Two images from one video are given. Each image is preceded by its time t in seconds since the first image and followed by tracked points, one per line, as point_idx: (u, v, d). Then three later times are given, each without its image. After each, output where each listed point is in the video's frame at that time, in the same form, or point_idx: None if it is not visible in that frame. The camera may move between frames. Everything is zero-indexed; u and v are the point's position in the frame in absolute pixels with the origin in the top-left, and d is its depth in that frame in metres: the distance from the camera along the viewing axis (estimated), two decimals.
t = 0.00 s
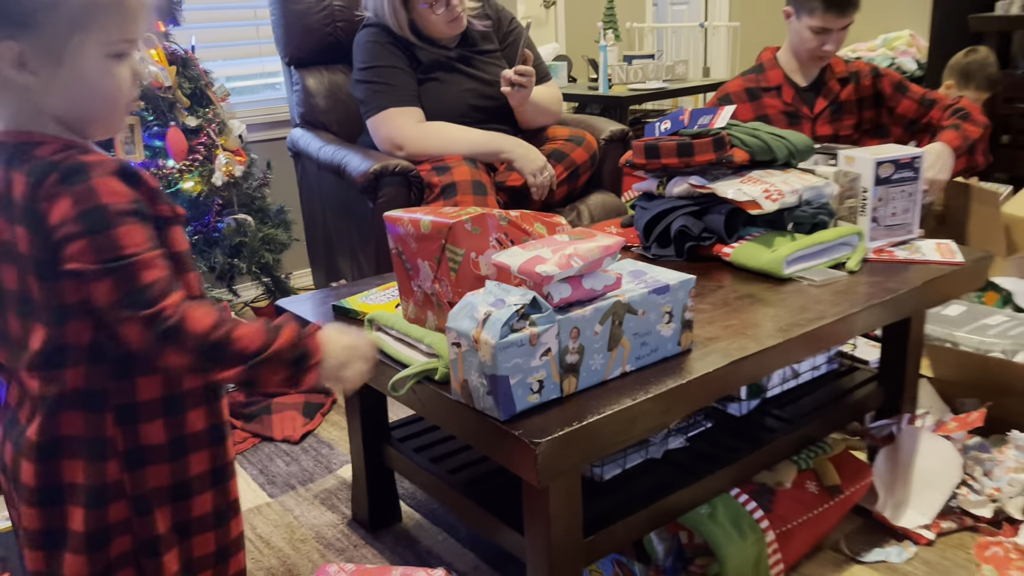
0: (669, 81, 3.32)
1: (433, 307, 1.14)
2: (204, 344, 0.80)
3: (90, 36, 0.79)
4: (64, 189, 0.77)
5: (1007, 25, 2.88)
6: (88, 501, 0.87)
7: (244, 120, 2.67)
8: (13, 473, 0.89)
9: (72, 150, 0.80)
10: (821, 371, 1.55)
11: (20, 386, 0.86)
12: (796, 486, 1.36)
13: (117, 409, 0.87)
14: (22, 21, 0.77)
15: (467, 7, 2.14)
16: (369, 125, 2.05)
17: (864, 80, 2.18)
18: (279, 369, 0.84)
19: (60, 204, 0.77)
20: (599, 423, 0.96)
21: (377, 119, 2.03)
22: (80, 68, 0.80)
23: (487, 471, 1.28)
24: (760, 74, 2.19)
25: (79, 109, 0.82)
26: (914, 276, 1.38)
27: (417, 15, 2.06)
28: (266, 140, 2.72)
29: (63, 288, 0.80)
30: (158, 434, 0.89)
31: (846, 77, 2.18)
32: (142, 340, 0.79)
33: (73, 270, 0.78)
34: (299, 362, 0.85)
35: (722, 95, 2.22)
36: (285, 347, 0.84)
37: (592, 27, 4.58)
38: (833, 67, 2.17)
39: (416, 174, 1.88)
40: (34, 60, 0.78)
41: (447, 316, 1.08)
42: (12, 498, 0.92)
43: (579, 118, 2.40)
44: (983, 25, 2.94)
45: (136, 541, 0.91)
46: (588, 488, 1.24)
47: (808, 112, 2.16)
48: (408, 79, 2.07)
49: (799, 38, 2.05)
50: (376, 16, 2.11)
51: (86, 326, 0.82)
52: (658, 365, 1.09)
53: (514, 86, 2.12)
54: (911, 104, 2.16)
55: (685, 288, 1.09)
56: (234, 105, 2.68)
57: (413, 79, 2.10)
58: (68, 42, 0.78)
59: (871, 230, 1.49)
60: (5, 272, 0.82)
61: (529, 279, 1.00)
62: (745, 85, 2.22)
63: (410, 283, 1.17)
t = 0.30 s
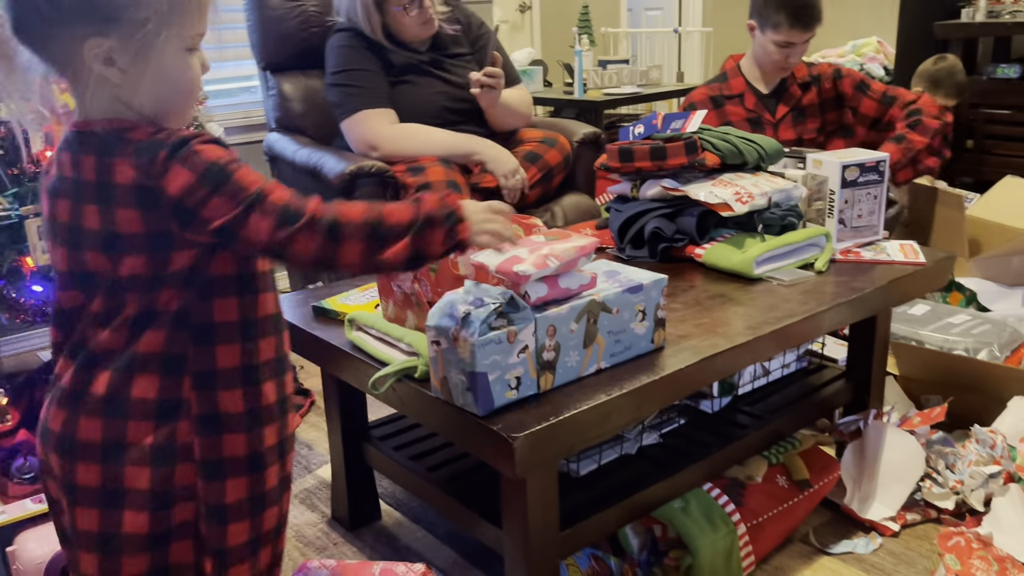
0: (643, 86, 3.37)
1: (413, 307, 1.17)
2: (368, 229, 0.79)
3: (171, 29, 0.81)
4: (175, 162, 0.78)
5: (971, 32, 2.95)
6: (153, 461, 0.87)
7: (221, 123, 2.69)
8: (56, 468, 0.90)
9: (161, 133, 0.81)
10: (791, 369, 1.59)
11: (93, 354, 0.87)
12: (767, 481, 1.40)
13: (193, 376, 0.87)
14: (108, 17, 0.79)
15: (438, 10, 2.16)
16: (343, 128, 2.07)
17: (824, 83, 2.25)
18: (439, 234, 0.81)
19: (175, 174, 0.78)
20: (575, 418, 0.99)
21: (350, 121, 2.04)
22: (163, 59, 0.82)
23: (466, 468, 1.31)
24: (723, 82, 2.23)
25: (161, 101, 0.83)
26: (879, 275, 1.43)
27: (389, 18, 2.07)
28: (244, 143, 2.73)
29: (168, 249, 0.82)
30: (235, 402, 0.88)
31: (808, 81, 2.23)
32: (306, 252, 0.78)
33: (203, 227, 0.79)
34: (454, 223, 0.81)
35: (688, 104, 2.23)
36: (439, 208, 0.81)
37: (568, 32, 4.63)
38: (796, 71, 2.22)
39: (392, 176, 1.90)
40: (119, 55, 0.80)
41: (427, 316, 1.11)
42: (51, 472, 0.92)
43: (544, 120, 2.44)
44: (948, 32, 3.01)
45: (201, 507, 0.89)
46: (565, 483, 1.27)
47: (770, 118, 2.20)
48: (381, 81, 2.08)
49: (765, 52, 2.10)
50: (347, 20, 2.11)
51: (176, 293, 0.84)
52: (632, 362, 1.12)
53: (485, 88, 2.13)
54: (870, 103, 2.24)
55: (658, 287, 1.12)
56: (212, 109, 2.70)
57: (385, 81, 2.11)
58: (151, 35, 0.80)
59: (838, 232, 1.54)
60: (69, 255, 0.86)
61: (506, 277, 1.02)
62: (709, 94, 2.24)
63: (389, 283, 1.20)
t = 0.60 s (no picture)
0: (638, 84, 3.37)
1: (408, 300, 1.16)
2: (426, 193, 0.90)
3: (227, 13, 0.85)
4: (243, 137, 0.85)
5: (964, 31, 2.96)
6: (201, 422, 0.90)
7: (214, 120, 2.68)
8: (98, 438, 0.93)
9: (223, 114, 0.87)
10: (787, 365, 1.59)
11: (147, 319, 0.91)
12: (763, 476, 1.39)
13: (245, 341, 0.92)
14: (170, 3, 0.83)
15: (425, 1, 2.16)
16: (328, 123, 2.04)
17: (815, 78, 2.25)
18: (489, 211, 0.93)
19: (244, 147, 0.85)
20: (571, 410, 0.99)
21: (336, 115, 2.01)
22: (220, 41, 0.86)
23: (461, 463, 1.30)
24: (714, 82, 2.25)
25: (219, 83, 0.88)
26: (875, 270, 1.42)
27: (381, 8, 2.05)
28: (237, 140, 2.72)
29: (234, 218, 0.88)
30: (280, 369, 0.93)
31: (798, 78, 2.23)
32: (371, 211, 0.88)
33: (271, 199, 0.86)
34: (505, 205, 0.94)
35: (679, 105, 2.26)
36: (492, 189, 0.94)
37: (562, 31, 4.63)
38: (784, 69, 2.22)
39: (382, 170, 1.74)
40: (181, 40, 0.85)
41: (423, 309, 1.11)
42: (89, 445, 0.95)
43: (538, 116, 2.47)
44: (941, 31, 3.02)
45: (245, 471, 0.93)
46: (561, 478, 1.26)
47: (760, 116, 2.21)
48: (366, 76, 2.04)
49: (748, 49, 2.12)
50: (337, 14, 2.08)
51: (234, 263, 0.90)
52: (628, 356, 1.11)
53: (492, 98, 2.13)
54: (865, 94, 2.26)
55: (654, 281, 1.12)
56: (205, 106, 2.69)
57: (370, 75, 2.08)
58: (211, 20, 0.85)
59: (833, 227, 1.54)
60: (135, 233, 0.91)
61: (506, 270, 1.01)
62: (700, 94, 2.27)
63: (384, 277, 1.19)
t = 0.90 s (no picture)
0: (634, 85, 3.38)
1: (403, 298, 1.16)
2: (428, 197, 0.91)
3: (248, 9, 0.88)
4: (254, 134, 0.86)
5: (958, 33, 2.97)
6: (195, 409, 0.92)
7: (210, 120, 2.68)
8: (97, 417, 0.94)
9: (239, 109, 0.89)
10: (781, 364, 1.59)
11: (151, 303, 0.92)
12: (757, 474, 1.40)
13: (242, 331, 0.92)
14: None
15: None
16: (320, 117, 2.00)
17: (817, 82, 2.24)
18: (489, 219, 0.94)
19: (251, 143, 0.86)
20: (565, 409, 0.99)
21: (327, 110, 1.97)
22: (240, 35, 0.89)
23: (455, 461, 1.30)
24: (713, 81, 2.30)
25: (239, 76, 0.91)
26: (868, 271, 1.43)
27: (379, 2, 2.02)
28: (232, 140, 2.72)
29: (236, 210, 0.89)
30: (277, 363, 0.93)
31: (799, 82, 2.24)
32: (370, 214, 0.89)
33: (275, 195, 0.87)
34: (504, 212, 0.95)
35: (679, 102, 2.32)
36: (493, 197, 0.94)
37: (558, 32, 4.64)
38: (788, 71, 2.24)
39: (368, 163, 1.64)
40: (203, 32, 0.88)
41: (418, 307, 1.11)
42: (90, 421, 0.96)
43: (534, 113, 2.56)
44: (936, 33, 3.03)
45: (236, 460, 0.93)
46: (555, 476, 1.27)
47: (759, 118, 2.24)
48: (359, 71, 2.00)
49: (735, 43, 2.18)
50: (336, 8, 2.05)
51: (237, 255, 0.91)
52: (623, 354, 1.12)
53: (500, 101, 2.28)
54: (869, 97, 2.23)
55: (649, 280, 1.12)
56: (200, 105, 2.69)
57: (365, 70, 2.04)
58: (232, 14, 0.88)
59: (827, 227, 1.55)
60: (147, 218, 0.93)
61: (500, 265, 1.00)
62: (699, 91, 2.32)
63: (380, 275, 1.20)
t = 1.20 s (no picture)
0: (634, 86, 3.39)
1: (408, 296, 1.17)
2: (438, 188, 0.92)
3: (265, 8, 0.89)
4: (268, 127, 0.88)
5: (959, 36, 2.97)
6: (202, 398, 0.92)
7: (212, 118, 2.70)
8: (106, 406, 0.95)
9: (254, 104, 0.90)
10: (782, 364, 1.60)
11: (162, 292, 0.93)
12: (757, 473, 1.41)
13: (250, 323, 0.93)
14: None
15: None
16: (327, 108, 2.00)
17: (821, 88, 2.25)
18: (493, 203, 0.95)
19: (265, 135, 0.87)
20: (569, 406, 1.00)
21: (334, 100, 1.97)
22: (257, 33, 0.90)
23: (458, 459, 1.31)
24: (715, 80, 2.32)
25: (255, 74, 0.92)
26: (869, 271, 1.44)
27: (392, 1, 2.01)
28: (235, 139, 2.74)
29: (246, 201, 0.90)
30: (282, 354, 0.94)
31: (803, 86, 2.25)
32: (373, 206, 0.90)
33: (287, 186, 0.88)
34: (507, 197, 0.95)
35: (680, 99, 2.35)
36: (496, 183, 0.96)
37: (560, 33, 4.65)
38: (792, 74, 2.26)
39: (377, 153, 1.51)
40: (221, 29, 0.89)
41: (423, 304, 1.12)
42: (100, 408, 0.97)
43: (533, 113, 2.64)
44: (936, 36, 3.03)
45: (240, 450, 0.94)
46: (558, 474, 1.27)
47: (757, 119, 2.25)
48: (368, 63, 2.01)
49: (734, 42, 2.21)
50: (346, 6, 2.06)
51: (248, 247, 0.92)
52: (626, 352, 1.13)
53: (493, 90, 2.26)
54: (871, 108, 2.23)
55: (652, 278, 1.13)
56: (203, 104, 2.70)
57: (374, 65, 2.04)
58: (250, 12, 0.89)
59: (828, 228, 1.56)
60: (162, 208, 0.94)
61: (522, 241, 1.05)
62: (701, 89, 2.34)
63: (385, 273, 1.21)
